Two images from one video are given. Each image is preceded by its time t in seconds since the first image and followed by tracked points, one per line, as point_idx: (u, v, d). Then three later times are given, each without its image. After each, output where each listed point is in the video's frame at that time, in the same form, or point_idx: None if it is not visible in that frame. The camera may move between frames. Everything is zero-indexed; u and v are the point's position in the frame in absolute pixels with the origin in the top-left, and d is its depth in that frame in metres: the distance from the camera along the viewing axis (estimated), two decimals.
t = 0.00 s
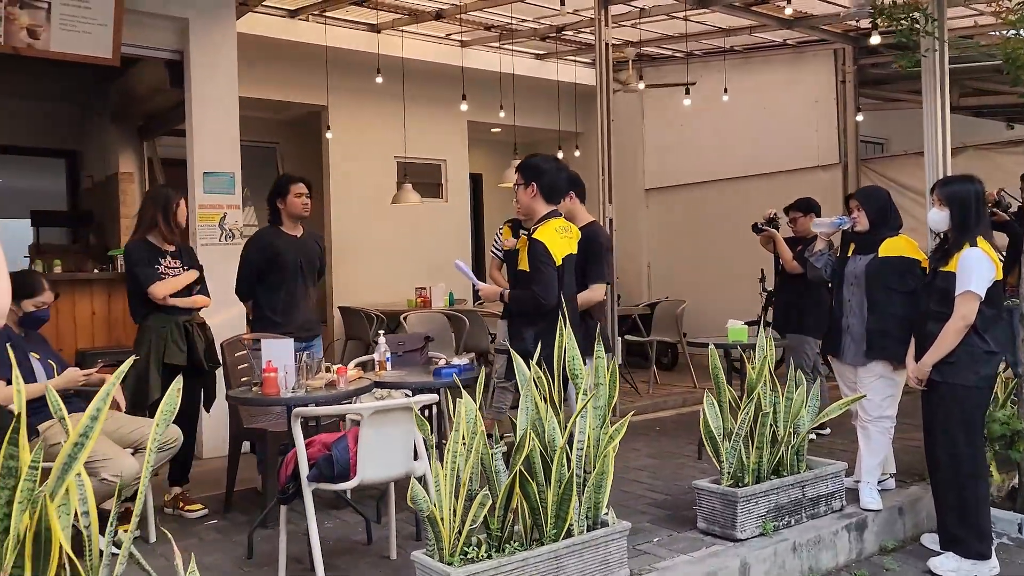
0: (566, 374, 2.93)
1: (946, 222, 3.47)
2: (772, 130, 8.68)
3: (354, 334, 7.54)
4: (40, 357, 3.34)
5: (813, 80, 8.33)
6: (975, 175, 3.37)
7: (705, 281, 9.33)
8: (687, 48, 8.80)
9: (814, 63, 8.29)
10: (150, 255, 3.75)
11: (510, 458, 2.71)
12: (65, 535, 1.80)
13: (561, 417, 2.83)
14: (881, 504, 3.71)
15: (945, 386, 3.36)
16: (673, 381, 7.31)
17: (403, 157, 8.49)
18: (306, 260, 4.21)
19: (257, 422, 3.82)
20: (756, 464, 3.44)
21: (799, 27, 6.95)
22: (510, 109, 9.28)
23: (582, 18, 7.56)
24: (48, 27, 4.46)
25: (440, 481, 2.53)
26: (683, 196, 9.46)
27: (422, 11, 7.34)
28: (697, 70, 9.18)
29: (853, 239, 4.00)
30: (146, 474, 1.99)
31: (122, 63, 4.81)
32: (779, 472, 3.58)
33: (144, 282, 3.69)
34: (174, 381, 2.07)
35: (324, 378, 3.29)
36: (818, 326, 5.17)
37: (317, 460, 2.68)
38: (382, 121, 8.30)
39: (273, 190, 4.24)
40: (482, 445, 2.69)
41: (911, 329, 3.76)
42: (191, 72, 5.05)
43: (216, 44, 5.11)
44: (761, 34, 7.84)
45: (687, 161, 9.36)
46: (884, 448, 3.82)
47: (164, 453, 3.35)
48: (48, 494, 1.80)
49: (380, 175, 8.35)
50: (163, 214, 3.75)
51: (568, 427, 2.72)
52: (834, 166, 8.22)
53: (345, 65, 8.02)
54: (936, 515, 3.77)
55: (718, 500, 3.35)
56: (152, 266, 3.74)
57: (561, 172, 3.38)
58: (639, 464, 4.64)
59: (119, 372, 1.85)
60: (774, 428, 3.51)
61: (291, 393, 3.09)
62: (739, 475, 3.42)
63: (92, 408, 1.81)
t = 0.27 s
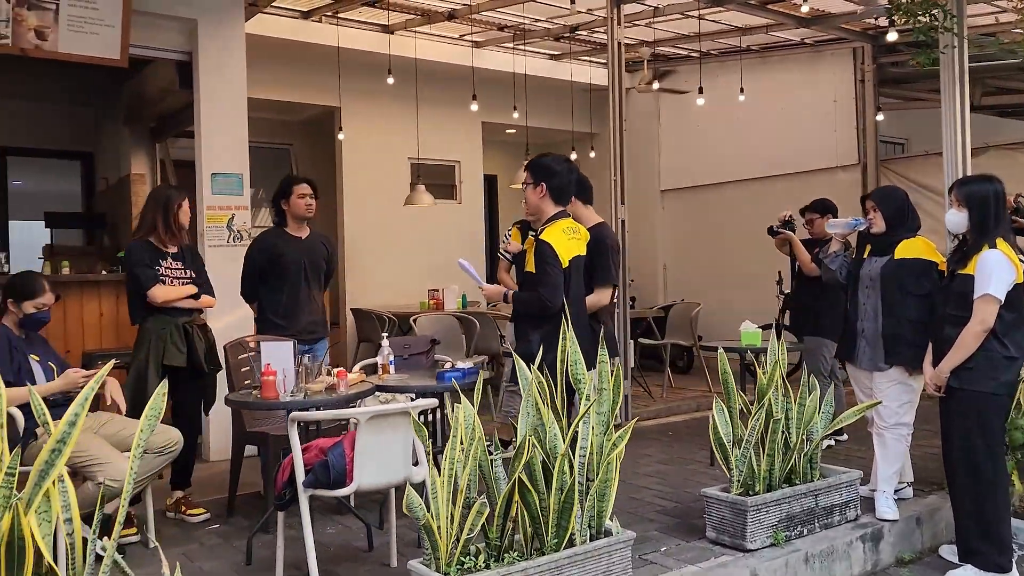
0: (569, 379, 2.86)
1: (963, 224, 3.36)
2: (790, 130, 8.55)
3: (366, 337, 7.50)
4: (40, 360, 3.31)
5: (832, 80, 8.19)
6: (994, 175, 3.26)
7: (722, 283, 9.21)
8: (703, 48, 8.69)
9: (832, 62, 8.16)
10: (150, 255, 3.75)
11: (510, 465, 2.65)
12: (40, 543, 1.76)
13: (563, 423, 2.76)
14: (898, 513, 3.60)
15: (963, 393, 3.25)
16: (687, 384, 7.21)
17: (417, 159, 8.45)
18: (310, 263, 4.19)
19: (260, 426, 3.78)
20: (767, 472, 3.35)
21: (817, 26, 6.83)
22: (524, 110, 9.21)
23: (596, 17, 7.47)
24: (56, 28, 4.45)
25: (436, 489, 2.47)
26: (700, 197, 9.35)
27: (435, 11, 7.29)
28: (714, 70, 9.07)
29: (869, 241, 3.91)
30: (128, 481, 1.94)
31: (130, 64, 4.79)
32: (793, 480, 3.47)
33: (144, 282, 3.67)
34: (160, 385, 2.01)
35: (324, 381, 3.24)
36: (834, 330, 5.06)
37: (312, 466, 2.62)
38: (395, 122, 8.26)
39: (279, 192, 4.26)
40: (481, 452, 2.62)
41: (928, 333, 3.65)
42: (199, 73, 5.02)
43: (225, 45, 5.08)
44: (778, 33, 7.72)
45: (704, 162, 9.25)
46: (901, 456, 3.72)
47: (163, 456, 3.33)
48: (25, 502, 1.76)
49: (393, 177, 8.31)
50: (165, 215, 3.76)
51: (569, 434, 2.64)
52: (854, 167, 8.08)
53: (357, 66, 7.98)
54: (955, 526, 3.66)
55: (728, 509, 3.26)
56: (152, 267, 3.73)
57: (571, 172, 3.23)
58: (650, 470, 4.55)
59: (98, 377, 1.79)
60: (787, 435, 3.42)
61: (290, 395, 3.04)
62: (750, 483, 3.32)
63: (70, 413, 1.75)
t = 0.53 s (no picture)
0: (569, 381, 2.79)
1: (978, 222, 3.25)
2: (804, 127, 8.43)
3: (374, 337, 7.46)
4: (35, 360, 3.28)
5: (847, 75, 8.06)
6: (1011, 171, 3.15)
7: (735, 283, 9.09)
8: (715, 44, 8.58)
9: (847, 58, 8.03)
10: (149, 256, 3.69)
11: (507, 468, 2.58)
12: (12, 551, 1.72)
13: (562, 426, 2.70)
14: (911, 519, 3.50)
15: (978, 396, 3.15)
16: (699, 385, 7.11)
17: (427, 158, 8.41)
18: (311, 263, 4.14)
19: (259, 427, 3.73)
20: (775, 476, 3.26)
21: (830, 20, 6.71)
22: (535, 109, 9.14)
23: (606, 14, 7.38)
24: (58, 26, 4.42)
25: (430, 494, 2.40)
26: (712, 196, 9.24)
27: (444, 9, 7.22)
28: (726, 67, 8.94)
29: (881, 239, 3.81)
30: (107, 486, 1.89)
31: (132, 63, 4.76)
32: (801, 485, 3.40)
33: (140, 285, 3.61)
34: (141, 387, 1.95)
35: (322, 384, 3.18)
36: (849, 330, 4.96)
37: (304, 471, 2.56)
38: (404, 121, 8.21)
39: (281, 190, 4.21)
40: (477, 456, 2.55)
41: (943, 334, 3.54)
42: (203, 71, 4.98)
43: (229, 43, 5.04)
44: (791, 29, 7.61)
45: (716, 160, 9.14)
46: (914, 460, 3.61)
47: (158, 460, 3.29)
48: None
49: (402, 176, 8.26)
50: (166, 215, 3.69)
51: (567, 437, 2.57)
52: (869, 165, 7.95)
53: (366, 65, 7.94)
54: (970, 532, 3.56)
55: (734, 514, 3.17)
56: (150, 268, 3.68)
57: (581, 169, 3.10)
58: (658, 473, 4.47)
59: (69, 382, 1.73)
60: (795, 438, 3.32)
61: (285, 399, 2.98)
62: (756, 488, 3.24)
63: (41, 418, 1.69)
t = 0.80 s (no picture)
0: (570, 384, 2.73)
1: (993, 219, 3.16)
2: (819, 124, 8.31)
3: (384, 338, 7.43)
4: (34, 362, 3.26)
5: (863, 71, 7.94)
6: None
7: (749, 282, 8.99)
8: (728, 40, 8.49)
9: (863, 53, 7.91)
10: (151, 257, 3.65)
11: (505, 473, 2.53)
12: None
13: (562, 430, 2.64)
14: (925, 525, 3.41)
15: (993, 398, 3.06)
16: (712, 386, 7.02)
17: (438, 157, 8.37)
18: (315, 262, 4.09)
19: (261, 430, 3.69)
20: (784, 481, 3.18)
21: (845, 14, 6.60)
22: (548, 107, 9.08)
23: (617, 11, 7.30)
24: (62, 27, 4.41)
25: (425, 498, 2.35)
26: (727, 193, 9.13)
27: (453, 7, 7.18)
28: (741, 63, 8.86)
29: (894, 238, 3.72)
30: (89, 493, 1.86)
31: (137, 63, 4.75)
32: (812, 489, 3.32)
33: (141, 286, 3.58)
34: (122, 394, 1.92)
35: (321, 386, 3.14)
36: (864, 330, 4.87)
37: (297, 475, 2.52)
38: (414, 120, 8.18)
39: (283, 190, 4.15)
40: (474, 460, 2.50)
41: (958, 334, 3.45)
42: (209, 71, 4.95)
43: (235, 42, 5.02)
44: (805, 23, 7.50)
45: (730, 157, 9.04)
46: (928, 463, 3.52)
47: (158, 462, 3.28)
48: None
49: (413, 176, 8.23)
50: (167, 215, 3.65)
51: (566, 441, 2.50)
52: (886, 162, 7.83)
53: (376, 64, 7.91)
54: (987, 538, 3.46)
55: (742, 519, 3.10)
56: (152, 269, 3.64)
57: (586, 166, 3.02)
58: (667, 476, 4.40)
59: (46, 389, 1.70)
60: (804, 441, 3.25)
61: (283, 401, 2.93)
62: (765, 493, 3.16)
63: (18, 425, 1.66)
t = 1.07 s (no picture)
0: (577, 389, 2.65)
1: None
2: (850, 124, 8.12)
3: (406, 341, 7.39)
4: (43, 364, 3.25)
5: (895, 69, 7.75)
6: None
7: (778, 285, 8.82)
8: (756, 39, 8.34)
9: (895, 51, 7.72)
10: (161, 261, 3.62)
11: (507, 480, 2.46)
12: None
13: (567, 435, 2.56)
14: (953, 538, 3.27)
15: None
16: (737, 391, 6.88)
17: (461, 159, 8.34)
18: (328, 264, 4.04)
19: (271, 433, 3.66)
20: (803, 491, 3.06)
21: (876, 11, 6.43)
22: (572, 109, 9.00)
23: (641, 10, 7.20)
24: (79, 30, 4.43)
25: (422, 505, 2.29)
26: (755, 195, 8.96)
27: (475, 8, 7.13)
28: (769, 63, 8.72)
29: (922, 240, 3.58)
30: (73, 499, 1.83)
31: (155, 66, 4.75)
32: (833, 500, 3.19)
33: (153, 292, 3.54)
34: (106, 397, 1.87)
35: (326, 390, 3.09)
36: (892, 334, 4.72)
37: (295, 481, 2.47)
38: (437, 123, 8.15)
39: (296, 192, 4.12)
40: (475, 468, 2.43)
41: (989, 339, 3.30)
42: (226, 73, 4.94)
43: (252, 44, 5.00)
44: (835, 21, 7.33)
45: (758, 158, 8.88)
46: (958, 475, 3.35)
47: (166, 464, 3.26)
48: None
49: (435, 178, 8.19)
50: (176, 217, 3.64)
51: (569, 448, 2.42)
52: (918, 162, 7.63)
53: (399, 66, 7.89)
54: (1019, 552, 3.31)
55: (757, 530, 2.99)
56: (162, 274, 3.61)
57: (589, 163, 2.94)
58: (685, 483, 4.29)
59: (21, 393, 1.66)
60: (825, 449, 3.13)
61: (287, 404, 2.88)
62: (783, 504, 3.05)
63: None
